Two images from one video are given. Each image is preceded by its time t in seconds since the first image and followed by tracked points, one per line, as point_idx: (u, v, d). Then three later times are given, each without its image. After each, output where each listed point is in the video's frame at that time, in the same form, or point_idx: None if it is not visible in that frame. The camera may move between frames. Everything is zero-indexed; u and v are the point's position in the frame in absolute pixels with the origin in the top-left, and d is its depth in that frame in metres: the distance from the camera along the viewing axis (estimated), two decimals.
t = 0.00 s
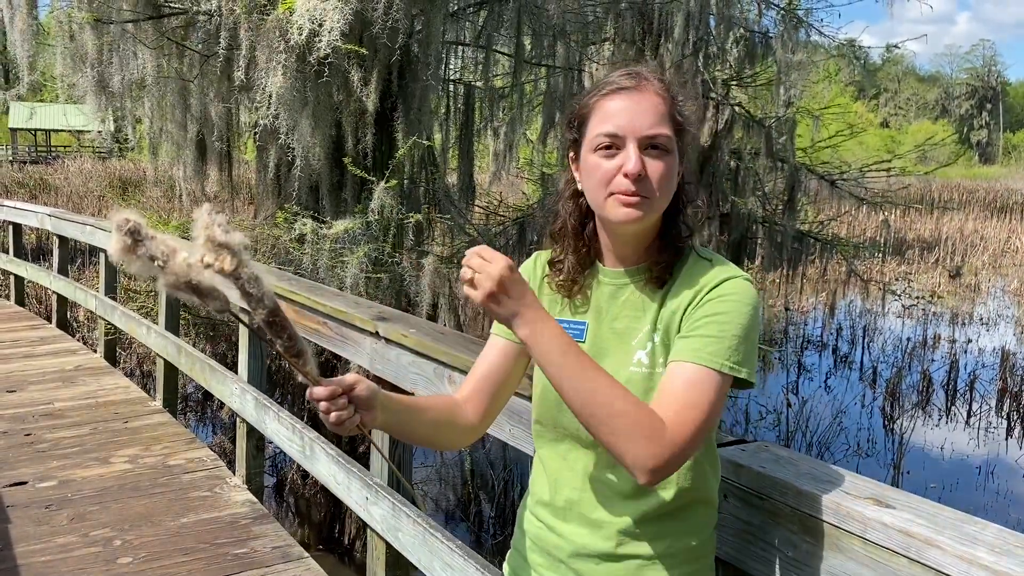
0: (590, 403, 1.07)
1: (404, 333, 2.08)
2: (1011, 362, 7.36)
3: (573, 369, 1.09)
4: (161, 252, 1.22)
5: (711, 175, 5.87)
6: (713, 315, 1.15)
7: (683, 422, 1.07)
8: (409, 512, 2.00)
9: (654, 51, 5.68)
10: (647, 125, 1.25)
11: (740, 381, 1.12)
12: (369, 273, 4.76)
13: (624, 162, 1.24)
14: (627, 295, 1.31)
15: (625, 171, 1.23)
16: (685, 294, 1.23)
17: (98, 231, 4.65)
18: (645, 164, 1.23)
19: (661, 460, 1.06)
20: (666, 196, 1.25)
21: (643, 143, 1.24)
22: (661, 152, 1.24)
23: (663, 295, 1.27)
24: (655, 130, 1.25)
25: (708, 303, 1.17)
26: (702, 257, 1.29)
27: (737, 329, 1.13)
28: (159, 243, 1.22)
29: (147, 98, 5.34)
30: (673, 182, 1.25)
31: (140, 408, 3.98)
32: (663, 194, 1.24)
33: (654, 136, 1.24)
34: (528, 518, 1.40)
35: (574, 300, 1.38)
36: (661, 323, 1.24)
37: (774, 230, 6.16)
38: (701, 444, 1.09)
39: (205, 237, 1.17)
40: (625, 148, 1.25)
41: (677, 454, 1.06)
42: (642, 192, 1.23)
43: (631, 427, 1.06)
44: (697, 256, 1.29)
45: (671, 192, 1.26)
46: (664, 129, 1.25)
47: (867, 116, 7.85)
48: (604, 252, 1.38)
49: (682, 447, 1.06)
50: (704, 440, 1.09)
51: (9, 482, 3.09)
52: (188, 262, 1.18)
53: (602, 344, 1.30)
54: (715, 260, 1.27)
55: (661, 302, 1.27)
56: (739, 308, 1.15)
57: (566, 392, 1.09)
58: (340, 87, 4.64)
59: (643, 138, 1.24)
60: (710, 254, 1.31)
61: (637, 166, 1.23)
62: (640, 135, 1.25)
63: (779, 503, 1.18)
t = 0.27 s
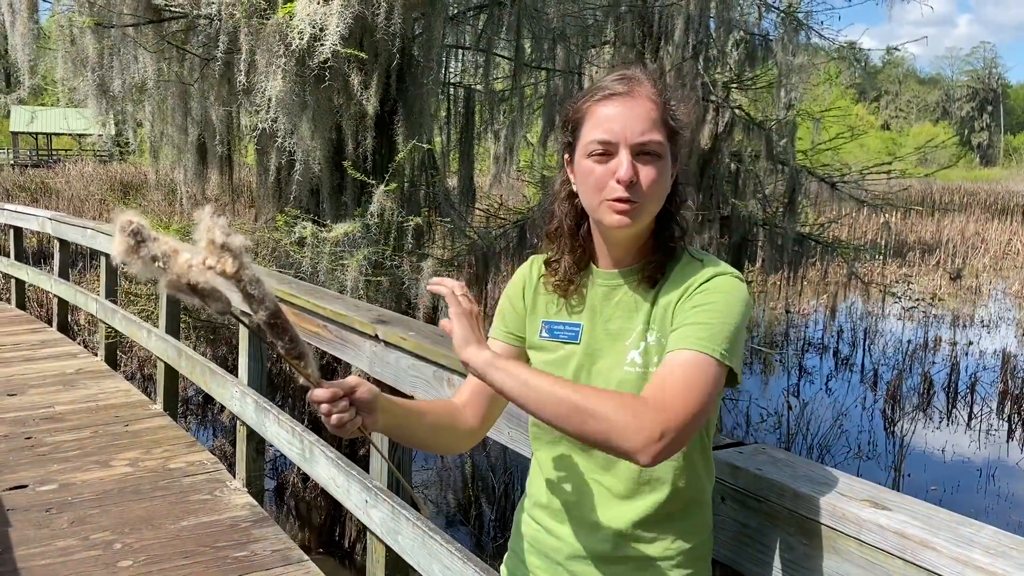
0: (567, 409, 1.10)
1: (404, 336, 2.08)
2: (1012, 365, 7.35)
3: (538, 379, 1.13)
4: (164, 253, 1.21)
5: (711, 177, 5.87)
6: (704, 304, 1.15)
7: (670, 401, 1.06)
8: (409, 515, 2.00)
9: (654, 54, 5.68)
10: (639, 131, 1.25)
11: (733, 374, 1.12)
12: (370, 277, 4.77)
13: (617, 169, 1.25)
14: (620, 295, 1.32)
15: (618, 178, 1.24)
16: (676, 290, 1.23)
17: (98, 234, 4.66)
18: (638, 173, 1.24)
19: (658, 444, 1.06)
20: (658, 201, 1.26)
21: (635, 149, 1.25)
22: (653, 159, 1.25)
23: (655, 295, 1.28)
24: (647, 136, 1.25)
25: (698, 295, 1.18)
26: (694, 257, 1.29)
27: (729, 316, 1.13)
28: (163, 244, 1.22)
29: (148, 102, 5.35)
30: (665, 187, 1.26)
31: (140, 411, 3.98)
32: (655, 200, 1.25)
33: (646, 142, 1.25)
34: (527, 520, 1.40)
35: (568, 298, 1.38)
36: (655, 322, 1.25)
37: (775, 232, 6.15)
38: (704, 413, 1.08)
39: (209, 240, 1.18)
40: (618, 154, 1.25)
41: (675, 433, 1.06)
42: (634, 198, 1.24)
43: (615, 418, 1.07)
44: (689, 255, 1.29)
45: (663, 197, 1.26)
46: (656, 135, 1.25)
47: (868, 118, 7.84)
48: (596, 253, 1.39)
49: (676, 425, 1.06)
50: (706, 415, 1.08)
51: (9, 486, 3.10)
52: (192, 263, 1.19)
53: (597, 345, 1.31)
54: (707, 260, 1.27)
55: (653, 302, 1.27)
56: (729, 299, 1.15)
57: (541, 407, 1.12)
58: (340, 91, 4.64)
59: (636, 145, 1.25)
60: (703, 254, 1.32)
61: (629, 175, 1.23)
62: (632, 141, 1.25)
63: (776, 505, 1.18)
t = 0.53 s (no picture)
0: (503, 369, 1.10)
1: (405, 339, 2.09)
2: (1013, 367, 7.35)
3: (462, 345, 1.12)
4: (170, 245, 1.23)
5: (712, 180, 5.88)
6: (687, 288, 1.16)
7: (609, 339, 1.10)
8: (410, 517, 2.01)
9: (653, 57, 5.69)
10: (641, 143, 1.25)
11: (709, 362, 1.14)
12: (370, 280, 4.77)
13: (616, 179, 1.25)
14: (613, 294, 1.33)
15: (616, 189, 1.25)
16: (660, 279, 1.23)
17: (99, 238, 4.66)
18: (638, 185, 1.25)
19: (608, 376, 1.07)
20: (654, 210, 1.27)
21: (637, 161, 1.25)
22: (653, 171, 1.25)
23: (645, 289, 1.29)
24: (649, 148, 1.25)
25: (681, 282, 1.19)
26: (685, 254, 1.30)
27: (709, 299, 1.14)
28: (169, 236, 1.23)
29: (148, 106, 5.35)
30: (663, 197, 1.27)
31: (141, 414, 3.98)
32: (652, 211, 1.26)
33: (648, 155, 1.25)
34: (524, 524, 1.39)
35: (565, 293, 1.39)
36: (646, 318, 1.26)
37: (775, 235, 6.16)
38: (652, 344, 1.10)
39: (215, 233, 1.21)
40: (619, 164, 1.26)
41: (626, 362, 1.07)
42: (630, 208, 1.26)
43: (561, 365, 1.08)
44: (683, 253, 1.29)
45: (661, 207, 1.28)
46: (658, 148, 1.25)
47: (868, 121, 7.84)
48: (591, 250, 1.40)
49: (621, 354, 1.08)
50: (669, 364, 1.10)
51: (10, 489, 3.10)
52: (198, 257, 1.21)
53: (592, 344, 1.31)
54: (698, 257, 1.28)
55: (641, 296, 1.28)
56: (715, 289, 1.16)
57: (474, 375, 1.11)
58: (341, 95, 4.64)
59: (637, 157, 1.25)
60: (696, 253, 1.32)
61: (628, 187, 1.24)
62: (633, 153, 1.25)
63: (776, 506, 1.19)
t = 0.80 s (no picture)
0: (500, 382, 1.08)
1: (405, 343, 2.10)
2: (1013, 370, 7.35)
3: (460, 353, 1.09)
4: (167, 243, 1.24)
5: (712, 183, 5.90)
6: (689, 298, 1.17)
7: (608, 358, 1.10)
8: (410, 520, 2.01)
9: (653, 61, 5.71)
10: (640, 151, 1.26)
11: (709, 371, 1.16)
12: (370, 283, 4.79)
13: (614, 185, 1.26)
14: (610, 298, 1.34)
15: (614, 196, 1.26)
16: (658, 284, 1.25)
17: (100, 242, 4.67)
18: (635, 193, 1.26)
19: (604, 395, 1.08)
20: (652, 218, 1.29)
21: (635, 168, 1.26)
22: (650, 179, 1.26)
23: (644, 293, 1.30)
24: (647, 156, 1.26)
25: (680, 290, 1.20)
26: (683, 259, 1.31)
27: (708, 310, 1.15)
28: (166, 234, 1.24)
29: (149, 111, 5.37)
30: (660, 204, 1.28)
31: (141, 418, 3.99)
32: (648, 218, 1.28)
33: (646, 162, 1.26)
34: (523, 527, 1.40)
35: (564, 292, 1.40)
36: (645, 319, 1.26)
37: (775, 238, 6.17)
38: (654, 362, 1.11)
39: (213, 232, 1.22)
40: (617, 171, 1.27)
41: (623, 382, 1.09)
42: (628, 215, 1.27)
43: (560, 383, 1.08)
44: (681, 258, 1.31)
45: (658, 214, 1.29)
46: (656, 156, 1.26)
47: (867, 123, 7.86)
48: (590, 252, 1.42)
49: (619, 378, 1.09)
50: (666, 382, 1.12)
51: (11, 493, 3.10)
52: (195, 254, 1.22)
53: (588, 346, 1.32)
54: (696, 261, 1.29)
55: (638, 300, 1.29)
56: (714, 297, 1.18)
57: (471, 386, 1.10)
58: (341, 100, 4.65)
59: (635, 164, 1.26)
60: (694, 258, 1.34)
61: (626, 194, 1.25)
62: (631, 160, 1.26)
63: (773, 508, 1.20)
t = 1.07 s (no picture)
0: (514, 392, 1.09)
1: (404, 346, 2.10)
2: (1013, 371, 7.36)
3: (473, 362, 1.10)
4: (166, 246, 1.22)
5: (711, 186, 5.91)
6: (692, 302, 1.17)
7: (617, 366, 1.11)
8: (410, 523, 2.01)
9: (652, 64, 5.72)
10: (635, 154, 1.27)
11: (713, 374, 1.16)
12: (370, 286, 4.79)
13: (611, 189, 1.27)
14: (611, 300, 1.34)
15: (611, 199, 1.27)
16: (661, 288, 1.25)
17: (100, 246, 4.68)
18: (632, 195, 1.26)
19: (614, 407, 1.09)
20: (650, 220, 1.29)
21: (630, 171, 1.27)
22: (646, 181, 1.27)
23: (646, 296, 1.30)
24: (642, 159, 1.27)
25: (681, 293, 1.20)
26: (684, 262, 1.32)
27: (711, 315, 1.16)
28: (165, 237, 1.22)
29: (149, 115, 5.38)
30: (658, 206, 1.29)
31: (141, 422, 3.99)
32: (645, 220, 1.28)
33: (641, 165, 1.27)
34: (523, 529, 1.41)
35: (565, 293, 1.40)
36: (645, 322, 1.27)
37: (774, 240, 6.18)
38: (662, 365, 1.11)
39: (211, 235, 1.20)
40: (613, 174, 1.28)
41: (633, 393, 1.10)
42: (625, 218, 1.28)
43: (572, 394, 1.09)
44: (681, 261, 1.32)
45: (656, 216, 1.30)
46: (652, 158, 1.27)
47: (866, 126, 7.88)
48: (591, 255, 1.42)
49: (630, 389, 1.10)
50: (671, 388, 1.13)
51: (11, 497, 3.10)
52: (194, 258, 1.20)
53: (590, 347, 1.33)
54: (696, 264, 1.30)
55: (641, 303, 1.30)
56: (715, 303, 1.18)
57: (484, 396, 1.10)
58: (341, 104, 4.65)
59: (631, 167, 1.27)
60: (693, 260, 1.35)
61: (623, 197, 1.26)
62: (627, 163, 1.27)
63: (772, 510, 1.21)
